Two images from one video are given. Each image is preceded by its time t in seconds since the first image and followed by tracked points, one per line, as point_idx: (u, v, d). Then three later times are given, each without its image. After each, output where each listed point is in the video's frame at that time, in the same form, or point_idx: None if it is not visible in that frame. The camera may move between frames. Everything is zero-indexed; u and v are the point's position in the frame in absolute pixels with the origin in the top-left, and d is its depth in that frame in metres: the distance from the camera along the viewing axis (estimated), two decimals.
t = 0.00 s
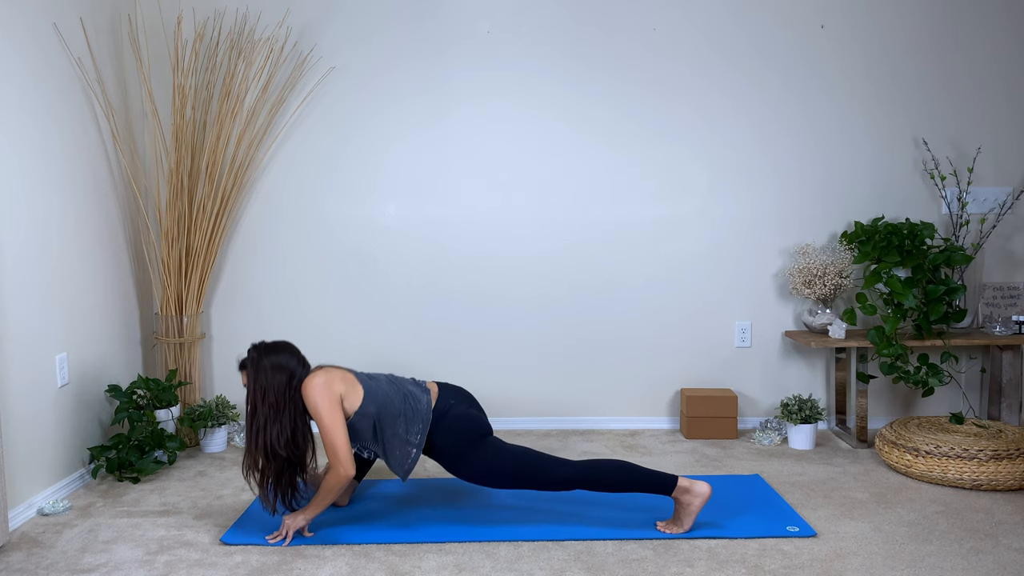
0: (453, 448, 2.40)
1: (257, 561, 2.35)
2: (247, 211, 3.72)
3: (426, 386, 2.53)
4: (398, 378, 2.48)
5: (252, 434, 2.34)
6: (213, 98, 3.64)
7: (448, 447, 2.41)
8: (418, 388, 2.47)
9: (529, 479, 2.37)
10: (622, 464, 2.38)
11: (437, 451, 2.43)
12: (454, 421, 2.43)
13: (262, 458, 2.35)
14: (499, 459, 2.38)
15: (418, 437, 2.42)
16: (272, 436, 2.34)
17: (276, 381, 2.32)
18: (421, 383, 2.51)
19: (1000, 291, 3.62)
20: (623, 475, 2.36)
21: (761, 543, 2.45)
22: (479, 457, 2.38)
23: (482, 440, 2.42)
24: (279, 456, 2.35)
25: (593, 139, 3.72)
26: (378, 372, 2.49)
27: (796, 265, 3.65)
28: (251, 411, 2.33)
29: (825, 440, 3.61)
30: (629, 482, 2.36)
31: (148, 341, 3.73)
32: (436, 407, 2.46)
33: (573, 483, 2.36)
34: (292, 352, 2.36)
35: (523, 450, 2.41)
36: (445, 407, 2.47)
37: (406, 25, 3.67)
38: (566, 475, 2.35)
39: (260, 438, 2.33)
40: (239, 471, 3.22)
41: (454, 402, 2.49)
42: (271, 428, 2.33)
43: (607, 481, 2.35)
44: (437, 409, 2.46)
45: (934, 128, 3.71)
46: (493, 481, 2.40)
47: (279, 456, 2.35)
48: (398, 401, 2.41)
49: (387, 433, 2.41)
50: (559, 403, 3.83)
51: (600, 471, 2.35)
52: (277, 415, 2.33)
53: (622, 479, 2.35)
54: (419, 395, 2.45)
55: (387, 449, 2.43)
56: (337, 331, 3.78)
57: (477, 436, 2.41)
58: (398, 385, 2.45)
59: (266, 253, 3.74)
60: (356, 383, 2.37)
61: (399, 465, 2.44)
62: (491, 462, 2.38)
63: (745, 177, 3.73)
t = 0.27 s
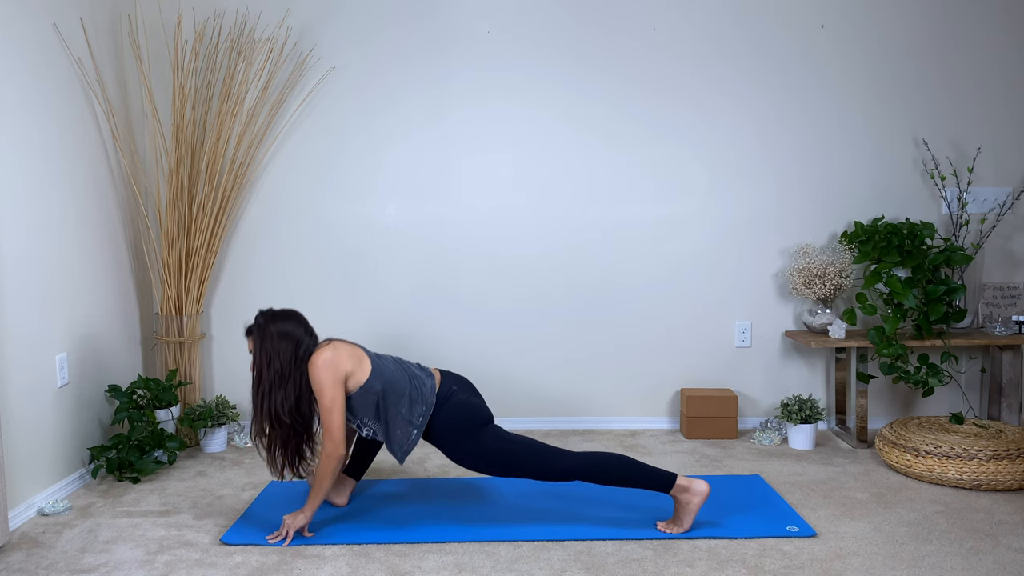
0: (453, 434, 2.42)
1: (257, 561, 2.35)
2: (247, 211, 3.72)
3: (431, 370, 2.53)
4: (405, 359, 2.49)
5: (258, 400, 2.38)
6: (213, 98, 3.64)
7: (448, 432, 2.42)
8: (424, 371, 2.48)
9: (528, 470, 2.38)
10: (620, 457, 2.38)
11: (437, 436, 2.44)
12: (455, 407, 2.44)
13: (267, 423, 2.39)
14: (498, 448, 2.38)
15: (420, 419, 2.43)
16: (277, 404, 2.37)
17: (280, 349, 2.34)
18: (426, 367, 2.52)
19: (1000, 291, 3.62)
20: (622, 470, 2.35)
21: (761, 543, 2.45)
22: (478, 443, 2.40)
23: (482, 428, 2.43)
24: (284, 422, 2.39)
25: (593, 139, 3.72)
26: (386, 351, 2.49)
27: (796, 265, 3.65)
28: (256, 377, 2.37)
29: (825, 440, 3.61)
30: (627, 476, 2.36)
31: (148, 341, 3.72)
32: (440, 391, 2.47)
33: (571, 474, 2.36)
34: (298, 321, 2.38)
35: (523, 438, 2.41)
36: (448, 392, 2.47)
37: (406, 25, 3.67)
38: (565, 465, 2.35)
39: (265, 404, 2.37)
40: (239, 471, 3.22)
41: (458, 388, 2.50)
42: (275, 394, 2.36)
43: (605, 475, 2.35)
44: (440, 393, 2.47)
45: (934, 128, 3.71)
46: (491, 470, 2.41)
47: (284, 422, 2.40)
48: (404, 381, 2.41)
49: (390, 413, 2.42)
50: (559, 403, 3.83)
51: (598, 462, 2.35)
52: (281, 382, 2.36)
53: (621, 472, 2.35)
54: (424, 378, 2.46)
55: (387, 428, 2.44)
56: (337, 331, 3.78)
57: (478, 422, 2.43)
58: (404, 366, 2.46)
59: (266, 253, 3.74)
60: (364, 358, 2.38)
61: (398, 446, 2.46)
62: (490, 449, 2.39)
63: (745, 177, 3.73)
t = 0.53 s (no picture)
0: (453, 421, 2.41)
1: (256, 561, 2.35)
2: (247, 212, 3.72)
3: (432, 357, 2.54)
4: (406, 345, 2.50)
5: (260, 373, 2.39)
6: (213, 98, 3.64)
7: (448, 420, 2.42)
8: (424, 357, 2.48)
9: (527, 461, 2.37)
10: (618, 451, 2.38)
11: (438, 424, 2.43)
12: (456, 394, 2.44)
13: (269, 398, 2.41)
14: (498, 437, 2.37)
15: (420, 405, 2.43)
16: (280, 379, 2.38)
17: (285, 323, 2.35)
18: (427, 353, 2.52)
19: (1000, 291, 3.62)
20: (620, 466, 2.35)
21: (761, 543, 2.45)
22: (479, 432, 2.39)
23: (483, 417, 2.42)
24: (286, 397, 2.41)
25: (593, 139, 3.72)
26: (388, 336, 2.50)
27: (796, 265, 3.65)
28: (260, 350, 2.38)
29: (825, 440, 3.61)
30: (625, 471, 2.36)
31: (148, 341, 3.73)
32: (440, 378, 2.47)
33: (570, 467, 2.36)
34: (304, 297, 2.39)
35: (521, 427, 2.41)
36: (448, 379, 2.47)
37: (406, 25, 3.67)
38: (564, 458, 2.35)
39: (268, 379, 2.39)
40: (239, 471, 3.22)
41: (458, 375, 2.50)
42: (278, 369, 2.37)
43: (604, 471, 2.35)
44: (441, 379, 2.47)
45: (935, 128, 3.71)
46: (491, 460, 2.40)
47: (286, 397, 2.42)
48: (405, 366, 2.42)
49: (391, 398, 2.42)
50: (559, 403, 3.83)
51: (596, 456, 2.35)
52: (284, 358, 2.37)
53: (619, 467, 2.35)
54: (424, 363, 2.46)
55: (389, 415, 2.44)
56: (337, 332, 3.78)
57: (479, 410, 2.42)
58: (405, 352, 2.46)
59: (266, 254, 3.75)
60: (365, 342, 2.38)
61: (399, 433, 2.45)
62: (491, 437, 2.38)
63: (745, 177, 3.73)
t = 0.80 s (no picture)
0: (454, 410, 2.41)
1: (256, 561, 2.35)
2: (247, 212, 3.72)
3: (432, 346, 2.54)
4: (405, 333, 2.49)
5: (262, 359, 2.40)
6: (214, 98, 3.64)
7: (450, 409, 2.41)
8: (423, 345, 2.48)
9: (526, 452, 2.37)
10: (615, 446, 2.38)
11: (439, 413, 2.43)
12: (455, 383, 2.44)
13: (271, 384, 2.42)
14: (498, 427, 2.37)
15: (421, 393, 2.44)
16: (282, 366, 2.39)
17: (286, 308, 2.35)
18: (426, 342, 2.52)
19: (1000, 291, 3.62)
20: (619, 462, 2.35)
21: (761, 543, 2.45)
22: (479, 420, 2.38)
23: (484, 406, 2.42)
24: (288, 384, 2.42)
25: (593, 139, 3.72)
26: (387, 324, 2.50)
27: (796, 265, 3.65)
28: (262, 336, 2.39)
29: (825, 440, 3.61)
30: (624, 467, 2.36)
31: (148, 341, 3.73)
32: (440, 366, 2.47)
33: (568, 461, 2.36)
34: (306, 282, 2.39)
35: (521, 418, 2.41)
36: (447, 368, 2.47)
37: (406, 25, 3.67)
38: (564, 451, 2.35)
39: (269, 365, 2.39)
40: (239, 471, 3.22)
41: (458, 364, 2.50)
42: (280, 355, 2.37)
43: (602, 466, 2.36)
44: (441, 367, 2.47)
45: (935, 129, 3.71)
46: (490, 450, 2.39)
47: (289, 383, 2.42)
48: (403, 356, 2.42)
49: (391, 388, 2.43)
50: (559, 403, 3.83)
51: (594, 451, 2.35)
52: (286, 344, 2.37)
53: (617, 462, 2.35)
54: (423, 352, 2.46)
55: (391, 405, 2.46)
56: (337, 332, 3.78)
57: (480, 399, 2.42)
58: (404, 340, 2.46)
59: (266, 254, 3.75)
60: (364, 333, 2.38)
61: (404, 421, 2.47)
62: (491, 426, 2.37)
63: (745, 177, 3.73)
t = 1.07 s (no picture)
0: (452, 422, 2.40)
1: (256, 561, 2.35)
2: (247, 211, 3.72)
3: (432, 358, 2.53)
4: (405, 346, 2.50)
5: (266, 371, 2.40)
6: (213, 98, 3.64)
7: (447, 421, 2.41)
8: (422, 358, 2.48)
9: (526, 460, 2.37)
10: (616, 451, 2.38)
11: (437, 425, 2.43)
12: (453, 396, 2.43)
13: (276, 396, 2.42)
14: (497, 436, 2.37)
15: (418, 405, 2.43)
16: (286, 376, 2.40)
17: (290, 319, 2.36)
18: (426, 355, 2.52)
19: (1000, 291, 3.62)
20: (621, 465, 2.35)
21: (761, 543, 2.45)
22: (477, 431, 2.38)
23: (482, 417, 2.41)
24: (294, 394, 2.43)
25: (593, 139, 3.72)
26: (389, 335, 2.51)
27: (796, 265, 3.65)
28: (265, 348, 2.39)
29: (825, 440, 3.61)
30: (626, 470, 2.36)
31: (148, 341, 3.72)
32: (438, 379, 2.46)
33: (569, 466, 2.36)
34: (307, 291, 2.40)
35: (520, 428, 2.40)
36: (446, 381, 2.47)
37: (406, 25, 3.67)
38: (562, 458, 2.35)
39: (274, 377, 2.40)
40: (239, 471, 3.22)
41: (456, 377, 2.49)
42: (284, 366, 2.38)
43: (604, 469, 2.36)
44: (439, 380, 2.46)
45: (935, 128, 3.71)
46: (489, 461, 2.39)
47: (293, 394, 2.43)
48: (401, 369, 2.42)
49: (388, 400, 2.43)
50: (559, 403, 3.83)
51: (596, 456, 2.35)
52: (290, 355, 2.38)
53: (618, 466, 2.35)
54: (422, 365, 2.46)
55: (388, 417, 2.46)
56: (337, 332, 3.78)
57: (479, 411, 2.41)
58: (403, 353, 2.46)
59: (266, 254, 3.74)
60: (366, 343, 2.40)
61: (400, 434, 2.46)
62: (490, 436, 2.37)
63: (745, 177, 3.73)
